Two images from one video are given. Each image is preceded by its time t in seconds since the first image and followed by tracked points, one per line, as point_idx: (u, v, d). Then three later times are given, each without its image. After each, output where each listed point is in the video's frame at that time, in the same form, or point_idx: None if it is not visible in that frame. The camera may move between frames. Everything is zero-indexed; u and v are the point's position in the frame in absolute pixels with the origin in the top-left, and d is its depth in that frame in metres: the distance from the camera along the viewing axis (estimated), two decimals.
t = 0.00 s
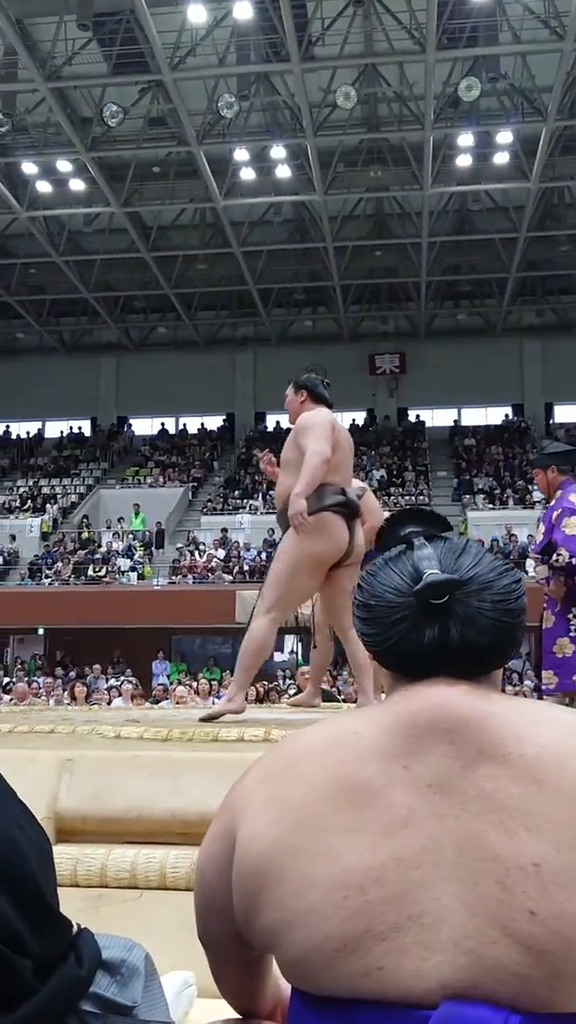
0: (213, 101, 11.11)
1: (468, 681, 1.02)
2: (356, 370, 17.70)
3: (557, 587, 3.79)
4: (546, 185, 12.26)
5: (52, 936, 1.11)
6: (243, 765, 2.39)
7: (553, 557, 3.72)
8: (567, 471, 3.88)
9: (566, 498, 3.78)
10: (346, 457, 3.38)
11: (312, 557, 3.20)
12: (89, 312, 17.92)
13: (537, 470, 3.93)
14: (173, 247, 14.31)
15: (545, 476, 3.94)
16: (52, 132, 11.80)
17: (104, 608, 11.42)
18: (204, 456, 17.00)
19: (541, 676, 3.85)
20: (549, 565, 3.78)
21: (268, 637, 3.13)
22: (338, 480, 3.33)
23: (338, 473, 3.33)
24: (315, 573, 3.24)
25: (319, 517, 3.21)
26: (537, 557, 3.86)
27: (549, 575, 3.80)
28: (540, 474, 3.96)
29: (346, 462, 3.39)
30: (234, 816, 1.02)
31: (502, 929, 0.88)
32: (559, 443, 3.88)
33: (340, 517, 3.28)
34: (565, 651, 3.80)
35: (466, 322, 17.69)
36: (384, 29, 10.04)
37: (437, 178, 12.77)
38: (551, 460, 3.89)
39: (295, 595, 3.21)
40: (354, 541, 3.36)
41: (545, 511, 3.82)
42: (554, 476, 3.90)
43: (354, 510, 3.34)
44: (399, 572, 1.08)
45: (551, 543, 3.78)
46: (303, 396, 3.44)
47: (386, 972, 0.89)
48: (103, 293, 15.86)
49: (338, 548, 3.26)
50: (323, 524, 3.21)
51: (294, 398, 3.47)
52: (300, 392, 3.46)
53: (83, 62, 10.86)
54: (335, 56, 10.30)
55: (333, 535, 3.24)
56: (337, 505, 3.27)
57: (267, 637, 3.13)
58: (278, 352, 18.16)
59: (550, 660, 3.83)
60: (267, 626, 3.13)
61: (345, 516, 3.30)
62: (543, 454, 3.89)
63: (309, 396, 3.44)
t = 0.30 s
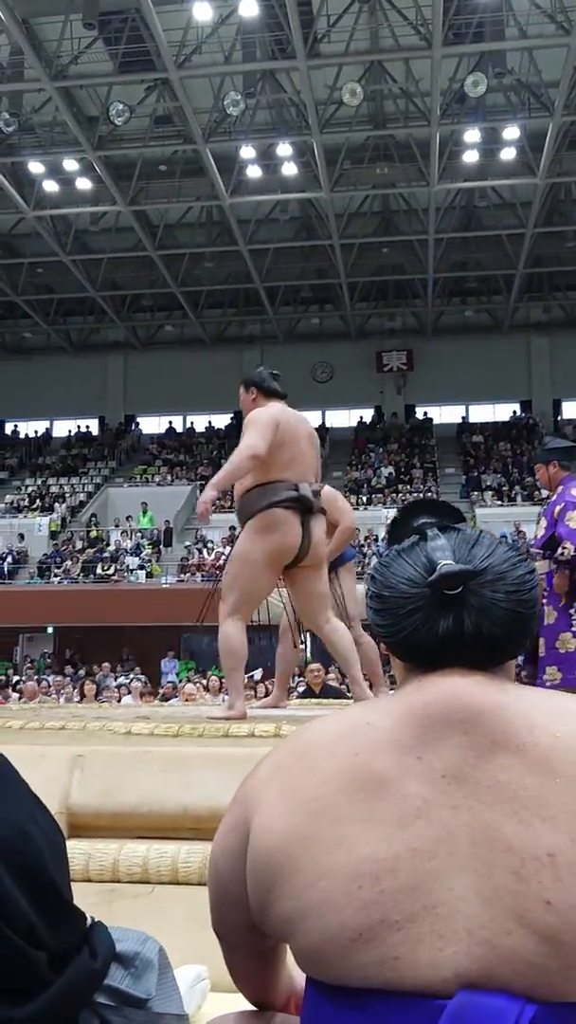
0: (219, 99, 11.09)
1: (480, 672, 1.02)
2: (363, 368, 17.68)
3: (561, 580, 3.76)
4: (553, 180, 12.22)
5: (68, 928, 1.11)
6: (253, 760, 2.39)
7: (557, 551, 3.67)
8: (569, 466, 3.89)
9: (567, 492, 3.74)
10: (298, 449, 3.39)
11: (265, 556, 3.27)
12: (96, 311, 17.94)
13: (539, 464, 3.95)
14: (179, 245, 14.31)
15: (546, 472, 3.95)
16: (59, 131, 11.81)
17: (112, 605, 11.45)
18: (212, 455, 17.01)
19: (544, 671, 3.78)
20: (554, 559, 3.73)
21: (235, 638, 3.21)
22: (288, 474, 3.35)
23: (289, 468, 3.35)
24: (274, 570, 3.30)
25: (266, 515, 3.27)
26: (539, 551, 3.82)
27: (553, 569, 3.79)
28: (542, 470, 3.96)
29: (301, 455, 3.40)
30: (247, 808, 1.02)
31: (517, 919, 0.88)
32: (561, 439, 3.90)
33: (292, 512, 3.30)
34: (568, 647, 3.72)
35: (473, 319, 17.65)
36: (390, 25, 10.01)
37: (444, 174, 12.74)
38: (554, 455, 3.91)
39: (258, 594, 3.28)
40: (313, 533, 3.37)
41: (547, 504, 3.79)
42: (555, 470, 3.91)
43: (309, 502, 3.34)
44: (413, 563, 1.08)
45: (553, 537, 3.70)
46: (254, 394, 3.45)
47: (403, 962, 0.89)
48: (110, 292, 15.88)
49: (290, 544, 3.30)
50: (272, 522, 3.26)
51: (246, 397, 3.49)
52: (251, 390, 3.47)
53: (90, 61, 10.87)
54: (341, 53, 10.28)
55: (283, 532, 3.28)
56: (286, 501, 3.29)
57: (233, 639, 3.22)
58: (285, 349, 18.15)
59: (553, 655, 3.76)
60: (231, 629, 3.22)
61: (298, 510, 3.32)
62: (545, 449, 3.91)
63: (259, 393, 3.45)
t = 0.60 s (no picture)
0: (222, 99, 11.08)
1: (492, 668, 1.02)
2: (366, 367, 17.67)
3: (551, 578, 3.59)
4: (557, 178, 12.19)
5: (78, 923, 1.11)
6: (259, 757, 2.39)
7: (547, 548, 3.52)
8: (555, 466, 3.80)
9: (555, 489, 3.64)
10: (262, 436, 3.36)
11: (246, 550, 3.28)
12: (99, 311, 17.95)
13: (526, 465, 3.87)
14: (182, 245, 14.32)
15: (534, 472, 3.86)
16: (62, 131, 11.82)
17: (116, 605, 11.45)
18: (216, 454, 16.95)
19: (536, 670, 3.68)
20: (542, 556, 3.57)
21: (233, 635, 3.23)
22: (257, 464, 3.35)
23: (256, 457, 3.35)
24: (258, 564, 3.32)
25: (239, 508, 3.28)
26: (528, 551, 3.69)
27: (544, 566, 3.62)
28: (529, 471, 3.88)
29: (270, 442, 3.38)
30: (259, 802, 1.02)
31: (528, 912, 0.88)
32: (547, 441, 3.83)
33: (265, 502, 3.30)
34: (561, 644, 3.61)
35: (476, 317, 17.63)
36: (393, 24, 9.99)
37: (448, 173, 12.72)
38: (541, 456, 3.83)
39: (243, 589, 3.31)
40: (290, 523, 3.36)
41: (535, 502, 3.66)
42: (542, 472, 3.83)
43: (282, 490, 3.32)
44: (425, 559, 1.09)
45: (543, 533, 3.59)
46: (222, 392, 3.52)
47: (415, 957, 0.89)
48: (114, 292, 15.89)
49: (267, 535, 3.30)
50: (245, 514, 3.27)
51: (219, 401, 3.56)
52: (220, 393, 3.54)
53: (93, 61, 10.86)
54: (344, 52, 10.26)
55: (258, 524, 3.29)
56: (256, 490, 3.29)
57: (231, 636, 3.23)
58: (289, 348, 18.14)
59: (546, 653, 3.66)
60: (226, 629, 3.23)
61: (271, 499, 3.31)
62: (533, 451, 3.84)
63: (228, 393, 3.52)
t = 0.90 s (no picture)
0: (220, 98, 11.07)
1: (488, 664, 1.03)
2: (364, 367, 17.66)
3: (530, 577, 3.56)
4: (554, 178, 12.20)
5: (76, 917, 1.12)
6: (256, 756, 2.39)
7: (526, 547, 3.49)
8: (536, 467, 3.78)
9: (535, 490, 3.63)
10: (238, 429, 3.40)
11: (232, 547, 3.30)
12: (96, 310, 17.93)
13: (506, 467, 3.84)
14: (180, 244, 14.32)
15: (514, 472, 3.83)
16: (59, 130, 11.79)
17: (113, 605, 11.44)
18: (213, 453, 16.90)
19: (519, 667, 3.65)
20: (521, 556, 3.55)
21: (229, 632, 3.23)
22: (235, 460, 3.38)
23: (235, 452, 3.38)
24: (247, 560, 3.33)
25: (221, 505, 3.31)
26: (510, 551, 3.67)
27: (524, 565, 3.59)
28: (510, 470, 3.84)
29: (249, 435, 3.40)
30: (255, 798, 1.03)
31: (523, 907, 0.89)
32: (528, 441, 3.81)
33: (246, 497, 3.31)
34: (543, 641, 3.58)
35: (474, 317, 17.64)
36: (391, 23, 9.99)
37: (445, 173, 12.72)
38: (521, 456, 3.80)
39: (236, 585, 3.31)
40: (275, 515, 3.34)
41: (516, 501, 3.66)
42: (523, 472, 3.80)
43: (261, 482, 3.32)
44: (421, 556, 1.09)
45: (523, 533, 3.57)
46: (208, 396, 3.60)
47: (410, 950, 0.90)
48: (111, 291, 15.88)
49: (251, 529, 3.30)
50: (227, 509, 3.29)
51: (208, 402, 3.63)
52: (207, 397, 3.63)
53: (91, 59, 10.83)
54: (342, 51, 10.25)
55: (240, 518, 3.30)
56: (234, 486, 3.31)
57: (227, 633, 3.24)
58: (286, 347, 18.14)
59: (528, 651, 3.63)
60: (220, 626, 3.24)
61: (252, 493, 3.32)
62: (512, 452, 3.82)
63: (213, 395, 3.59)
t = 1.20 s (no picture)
0: (216, 92, 11.02)
1: (482, 658, 1.03)
2: (359, 363, 17.65)
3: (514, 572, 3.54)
4: (550, 174, 12.19)
5: (69, 911, 1.12)
6: (250, 751, 2.39)
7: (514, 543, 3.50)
8: (524, 465, 3.77)
9: (523, 488, 3.64)
10: (227, 425, 3.40)
11: (219, 543, 3.31)
12: (91, 304, 17.88)
13: (494, 463, 3.82)
14: (176, 239, 14.29)
15: (502, 469, 3.82)
16: (55, 124, 11.75)
17: (108, 600, 11.43)
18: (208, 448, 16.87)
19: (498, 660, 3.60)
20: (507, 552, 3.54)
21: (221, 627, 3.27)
22: (223, 456, 3.38)
23: (224, 448, 3.38)
24: (237, 554, 3.32)
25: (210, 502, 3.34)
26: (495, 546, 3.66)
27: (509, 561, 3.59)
28: (497, 467, 3.83)
29: (238, 429, 3.38)
30: (248, 793, 1.03)
31: (517, 902, 0.89)
32: (517, 440, 3.81)
33: (231, 492, 3.30)
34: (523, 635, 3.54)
35: (470, 313, 17.64)
36: (388, 18, 9.96)
37: (442, 169, 12.71)
38: (509, 454, 3.79)
39: (230, 581, 3.33)
40: (258, 507, 3.27)
41: (504, 499, 3.66)
42: (511, 469, 3.78)
43: (241, 477, 3.28)
44: (415, 550, 1.09)
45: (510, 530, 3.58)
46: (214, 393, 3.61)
47: (404, 945, 0.90)
48: (107, 286, 15.83)
49: (234, 523, 3.28)
50: (214, 506, 3.31)
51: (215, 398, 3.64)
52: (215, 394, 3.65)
53: (87, 52, 10.77)
54: (339, 45, 10.21)
55: (225, 514, 3.30)
56: (218, 483, 3.32)
57: (221, 628, 3.28)
58: (281, 343, 18.11)
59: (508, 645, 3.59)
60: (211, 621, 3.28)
61: (236, 488, 3.30)
62: (499, 448, 3.81)
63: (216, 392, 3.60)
